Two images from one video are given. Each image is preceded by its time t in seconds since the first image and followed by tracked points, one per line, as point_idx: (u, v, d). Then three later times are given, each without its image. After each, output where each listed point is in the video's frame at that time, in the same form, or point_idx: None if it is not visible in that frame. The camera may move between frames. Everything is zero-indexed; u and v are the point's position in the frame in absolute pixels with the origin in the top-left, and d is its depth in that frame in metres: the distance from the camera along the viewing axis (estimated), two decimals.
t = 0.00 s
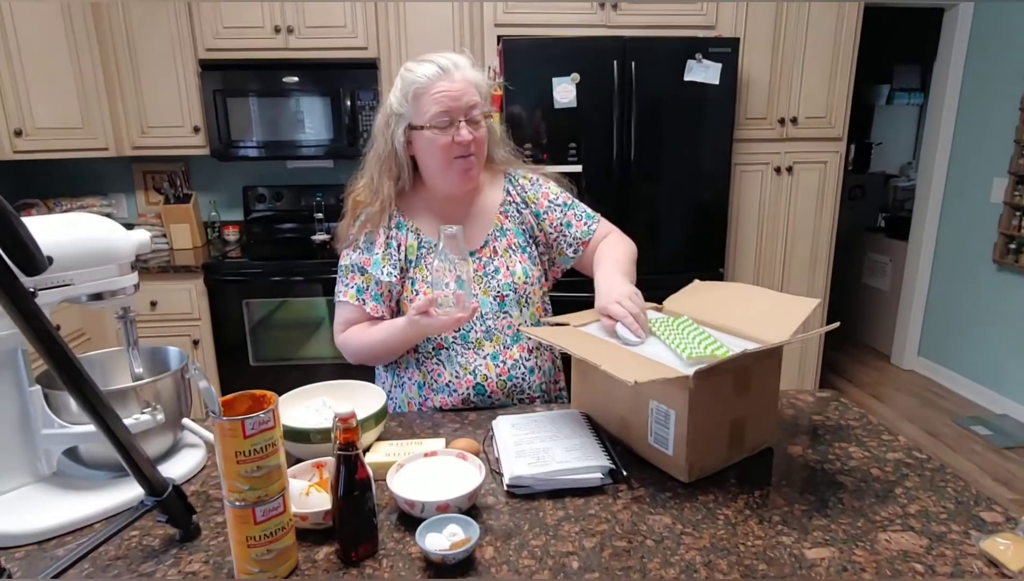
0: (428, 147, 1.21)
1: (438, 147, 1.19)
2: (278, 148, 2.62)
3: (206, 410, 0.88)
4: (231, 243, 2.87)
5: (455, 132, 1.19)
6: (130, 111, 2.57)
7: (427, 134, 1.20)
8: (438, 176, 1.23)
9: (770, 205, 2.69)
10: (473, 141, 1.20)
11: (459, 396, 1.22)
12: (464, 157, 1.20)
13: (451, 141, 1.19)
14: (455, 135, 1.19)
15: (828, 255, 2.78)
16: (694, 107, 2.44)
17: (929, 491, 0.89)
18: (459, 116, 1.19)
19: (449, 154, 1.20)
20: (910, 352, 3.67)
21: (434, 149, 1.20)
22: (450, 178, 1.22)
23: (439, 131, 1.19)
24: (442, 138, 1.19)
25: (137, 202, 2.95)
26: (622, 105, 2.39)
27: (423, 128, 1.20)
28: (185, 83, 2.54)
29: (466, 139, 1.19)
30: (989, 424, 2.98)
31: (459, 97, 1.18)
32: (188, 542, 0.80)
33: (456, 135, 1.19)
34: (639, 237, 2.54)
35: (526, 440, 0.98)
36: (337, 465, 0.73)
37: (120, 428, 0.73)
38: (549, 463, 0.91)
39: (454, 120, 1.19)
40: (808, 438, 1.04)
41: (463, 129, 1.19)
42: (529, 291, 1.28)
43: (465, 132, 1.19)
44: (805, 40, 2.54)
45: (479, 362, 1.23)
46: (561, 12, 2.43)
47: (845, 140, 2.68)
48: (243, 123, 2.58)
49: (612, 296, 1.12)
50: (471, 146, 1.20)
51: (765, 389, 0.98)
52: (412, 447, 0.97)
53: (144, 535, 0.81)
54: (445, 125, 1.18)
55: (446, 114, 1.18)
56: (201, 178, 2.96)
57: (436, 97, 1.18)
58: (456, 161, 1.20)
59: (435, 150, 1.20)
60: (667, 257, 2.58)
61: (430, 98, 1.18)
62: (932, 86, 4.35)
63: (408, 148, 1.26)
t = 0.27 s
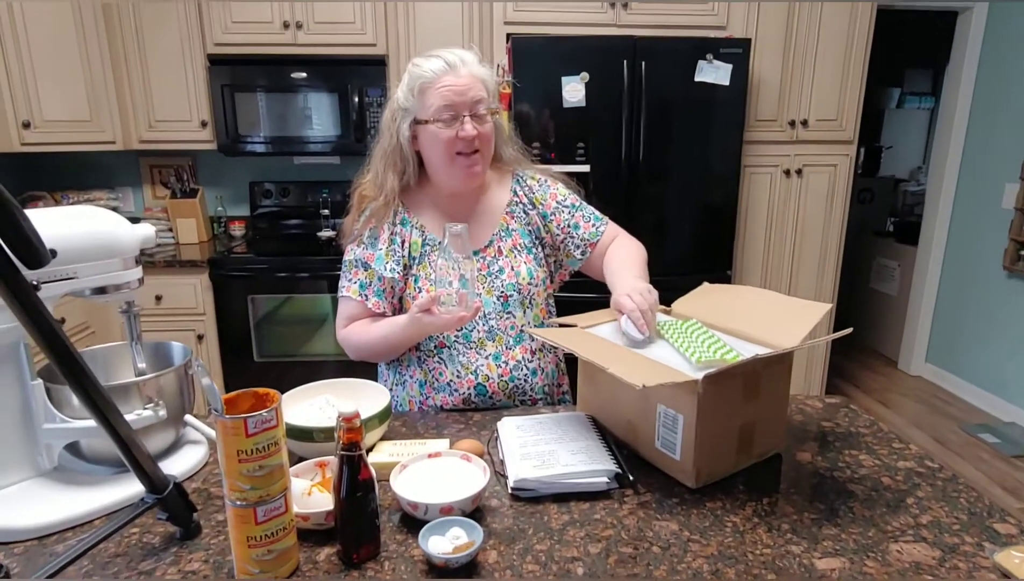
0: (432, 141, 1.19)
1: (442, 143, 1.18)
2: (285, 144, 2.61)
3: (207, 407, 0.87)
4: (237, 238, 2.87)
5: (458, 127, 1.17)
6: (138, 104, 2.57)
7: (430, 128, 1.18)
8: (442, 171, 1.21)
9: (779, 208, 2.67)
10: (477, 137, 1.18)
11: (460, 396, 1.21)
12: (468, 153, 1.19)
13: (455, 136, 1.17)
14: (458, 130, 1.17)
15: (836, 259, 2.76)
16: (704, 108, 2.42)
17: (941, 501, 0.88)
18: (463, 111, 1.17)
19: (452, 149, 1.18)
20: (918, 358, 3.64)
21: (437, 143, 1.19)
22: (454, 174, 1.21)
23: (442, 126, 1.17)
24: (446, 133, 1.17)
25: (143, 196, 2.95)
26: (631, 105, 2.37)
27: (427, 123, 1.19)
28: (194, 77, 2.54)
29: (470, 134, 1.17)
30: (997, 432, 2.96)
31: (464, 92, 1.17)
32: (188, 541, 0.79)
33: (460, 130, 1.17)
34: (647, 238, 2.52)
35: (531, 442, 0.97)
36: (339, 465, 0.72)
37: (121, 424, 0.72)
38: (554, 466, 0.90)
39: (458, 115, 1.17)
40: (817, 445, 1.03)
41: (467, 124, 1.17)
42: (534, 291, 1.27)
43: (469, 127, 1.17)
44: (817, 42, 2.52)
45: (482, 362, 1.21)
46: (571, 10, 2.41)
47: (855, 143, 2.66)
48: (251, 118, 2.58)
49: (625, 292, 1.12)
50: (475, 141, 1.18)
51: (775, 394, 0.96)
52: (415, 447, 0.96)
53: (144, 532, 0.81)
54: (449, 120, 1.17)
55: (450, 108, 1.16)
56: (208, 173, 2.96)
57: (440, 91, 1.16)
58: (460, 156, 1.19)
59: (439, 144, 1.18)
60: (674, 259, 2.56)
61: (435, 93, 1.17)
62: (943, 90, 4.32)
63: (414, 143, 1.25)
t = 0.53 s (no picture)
0: (433, 137, 1.19)
1: (442, 139, 1.17)
2: (292, 141, 2.61)
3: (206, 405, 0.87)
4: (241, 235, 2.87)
5: (459, 123, 1.16)
6: (145, 101, 2.57)
7: (431, 124, 1.18)
8: (443, 167, 1.20)
9: (786, 210, 2.65)
10: (477, 133, 1.17)
11: (461, 396, 1.20)
12: (468, 149, 1.18)
13: (455, 132, 1.16)
14: (459, 125, 1.16)
15: (843, 262, 2.74)
16: (711, 109, 2.41)
17: (948, 509, 0.86)
18: (464, 107, 1.16)
19: (453, 145, 1.17)
20: (925, 362, 3.61)
21: (438, 139, 1.18)
22: (455, 170, 1.20)
23: (442, 121, 1.17)
24: (446, 128, 1.16)
25: (149, 192, 2.96)
26: (638, 105, 2.36)
27: (428, 118, 1.18)
28: (200, 74, 2.54)
29: (471, 130, 1.16)
30: (1005, 438, 2.93)
31: (465, 88, 1.16)
32: (185, 539, 0.78)
33: (460, 125, 1.16)
34: (652, 239, 2.51)
35: (532, 444, 0.96)
36: (338, 465, 0.72)
37: (120, 422, 0.72)
38: (555, 469, 0.89)
39: (459, 111, 1.16)
40: (822, 450, 1.01)
41: (467, 120, 1.16)
42: (537, 292, 1.26)
43: (469, 122, 1.16)
44: (825, 43, 2.50)
45: (483, 362, 1.21)
46: (578, 10, 2.40)
47: (864, 145, 2.64)
48: (257, 115, 2.58)
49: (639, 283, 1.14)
50: (476, 137, 1.17)
51: (780, 399, 0.95)
52: (415, 447, 0.95)
53: (142, 530, 0.80)
54: (449, 116, 1.16)
55: (451, 104, 1.15)
56: (214, 170, 2.96)
57: (441, 87, 1.16)
58: (460, 152, 1.18)
59: (439, 140, 1.18)
60: (679, 260, 2.55)
61: (436, 88, 1.16)
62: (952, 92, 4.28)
63: (416, 140, 1.25)
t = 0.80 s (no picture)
0: (439, 137, 1.18)
1: (448, 139, 1.17)
2: (297, 140, 2.61)
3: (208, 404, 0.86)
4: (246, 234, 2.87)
5: (465, 123, 1.15)
6: (150, 99, 2.57)
7: (437, 124, 1.17)
8: (449, 167, 1.20)
9: (791, 213, 2.64)
10: (484, 134, 1.16)
11: (462, 398, 1.19)
12: (475, 150, 1.17)
13: (461, 133, 1.16)
14: (465, 126, 1.15)
15: (849, 266, 2.72)
16: (718, 111, 2.40)
17: (954, 518, 0.85)
18: (471, 107, 1.15)
19: (459, 146, 1.17)
20: (931, 367, 3.59)
21: (443, 139, 1.17)
22: (460, 170, 1.19)
23: (449, 122, 1.16)
24: (451, 129, 1.16)
25: (154, 190, 2.96)
26: (643, 106, 2.35)
27: (435, 118, 1.18)
28: (205, 73, 2.54)
29: (477, 131, 1.15)
30: (1011, 444, 2.91)
31: (472, 89, 1.15)
32: (183, 540, 0.78)
33: (466, 126, 1.15)
34: (656, 241, 2.50)
35: (534, 448, 0.95)
36: (336, 467, 0.71)
37: (117, 422, 0.71)
38: (557, 473, 0.88)
39: (465, 112, 1.15)
40: (827, 456, 1.00)
41: (474, 121, 1.15)
42: (542, 294, 1.25)
43: (476, 124, 1.15)
44: (833, 45, 2.49)
45: (485, 364, 1.20)
46: (585, 10, 2.39)
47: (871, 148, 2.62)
48: (262, 114, 2.58)
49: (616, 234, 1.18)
50: (482, 138, 1.16)
51: (784, 404, 0.94)
52: (416, 449, 0.94)
53: (139, 531, 0.79)
54: (456, 116, 1.15)
55: (457, 104, 1.15)
56: (218, 168, 2.96)
57: (448, 87, 1.15)
58: (466, 153, 1.17)
59: (444, 140, 1.17)
60: (683, 262, 2.53)
61: (443, 88, 1.16)
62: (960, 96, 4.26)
63: (423, 140, 1.24)
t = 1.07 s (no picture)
0: (440, 137, 1.17)
1: (450, 140, 1.16)
2: (301, 140, 2.61)
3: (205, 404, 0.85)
4: (249, 234, 2.87)
5: (466, 124, 1.14)
6: (154, 100, 2.57)
7: (438, 124, 1.16)
8: (450, 168, 1.19)
9: (797, 214, 2.62)
10: (485, 135, 1.15)
11: (463, 400, 1.18)
12: (476, 151, 1.16)
13: (462, 133, 1.15)
14: (466, 127, 1.14)
15: (855, 268, 2.70)
16: (723, 111, 2.38)
17: (963, 526, 0.84)
18: (472, 108, 1.14)
19: (460, 147, 1.16)
20: (937, 370, 3.56)
21: (445, 140, 1.16)
22: (462, 170, 1.18)
23: (450, 122, 1.15)
24: (452, 129, 1.15)
25: (157, 189, 2.96)
26: (648, 105, 2.33)
27: (436, 118, 1.17)
28: (209, 72, 2.53)
29: (478, 132, 1.14)
30: (1018, 449, 2.88)
31: (474, 89, 1.14)
32: (179, 544, 0.77)
33: (467, 127, 1.14)
34: (661, 242, 2.48)
35: (535, 452, 0.94)
36: (334, 472, 0.70)
37: (111, 425, 0.70)
38: (558, 478, 0.87)
39: (467, 112, 1.14)
40: (832, 461, 0.99)
41: (475, 122, 1.14)
42: (541, 297, 1.24)
43: (477, 125, 1.14)
44: (839, 45, 2.47)
45: (486, 366, 1.19)
46: (589, 10, 2.38)
47: (878, 149, 2.60)
48: (266, 114, 2.57)
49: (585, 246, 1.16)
50: (483, 139, 1.15)
51: (789, 409, 0.93)
52: (416, 453, 0.93)
53: (135, 534, 0.79)
54: (458, 117, 1.14)
55: (459, 105, 1.14)
56: (222, 168, 2.96)
57: (450, 88, 1.14)
58: (467, 153, 1.16)
59: (446, 140, 1.16)
60: (688, 263, 2.52)
61: (445, 89, 1.15)
62: (968, 96, 4.23)
63: (426, 139, 1.24)
